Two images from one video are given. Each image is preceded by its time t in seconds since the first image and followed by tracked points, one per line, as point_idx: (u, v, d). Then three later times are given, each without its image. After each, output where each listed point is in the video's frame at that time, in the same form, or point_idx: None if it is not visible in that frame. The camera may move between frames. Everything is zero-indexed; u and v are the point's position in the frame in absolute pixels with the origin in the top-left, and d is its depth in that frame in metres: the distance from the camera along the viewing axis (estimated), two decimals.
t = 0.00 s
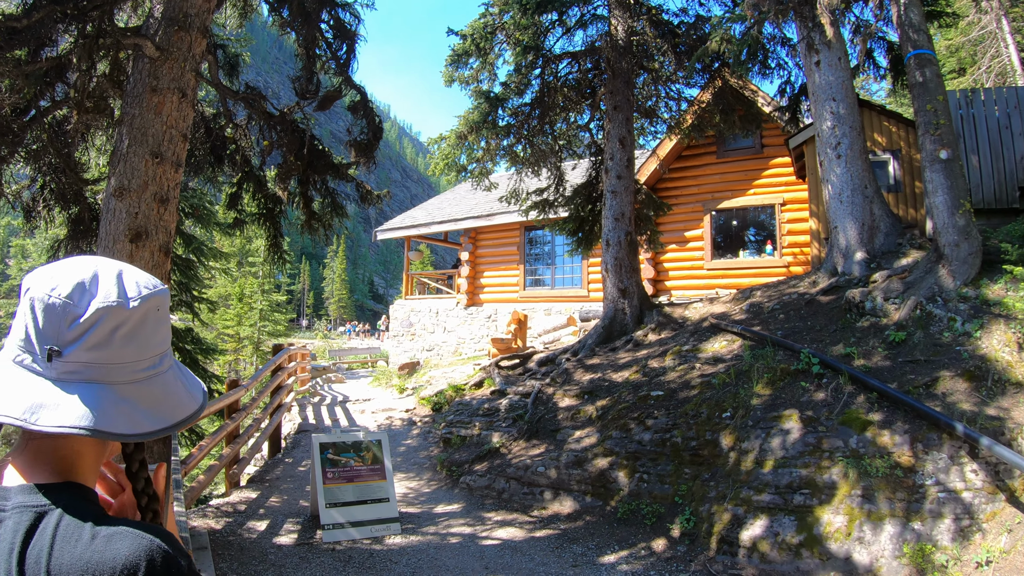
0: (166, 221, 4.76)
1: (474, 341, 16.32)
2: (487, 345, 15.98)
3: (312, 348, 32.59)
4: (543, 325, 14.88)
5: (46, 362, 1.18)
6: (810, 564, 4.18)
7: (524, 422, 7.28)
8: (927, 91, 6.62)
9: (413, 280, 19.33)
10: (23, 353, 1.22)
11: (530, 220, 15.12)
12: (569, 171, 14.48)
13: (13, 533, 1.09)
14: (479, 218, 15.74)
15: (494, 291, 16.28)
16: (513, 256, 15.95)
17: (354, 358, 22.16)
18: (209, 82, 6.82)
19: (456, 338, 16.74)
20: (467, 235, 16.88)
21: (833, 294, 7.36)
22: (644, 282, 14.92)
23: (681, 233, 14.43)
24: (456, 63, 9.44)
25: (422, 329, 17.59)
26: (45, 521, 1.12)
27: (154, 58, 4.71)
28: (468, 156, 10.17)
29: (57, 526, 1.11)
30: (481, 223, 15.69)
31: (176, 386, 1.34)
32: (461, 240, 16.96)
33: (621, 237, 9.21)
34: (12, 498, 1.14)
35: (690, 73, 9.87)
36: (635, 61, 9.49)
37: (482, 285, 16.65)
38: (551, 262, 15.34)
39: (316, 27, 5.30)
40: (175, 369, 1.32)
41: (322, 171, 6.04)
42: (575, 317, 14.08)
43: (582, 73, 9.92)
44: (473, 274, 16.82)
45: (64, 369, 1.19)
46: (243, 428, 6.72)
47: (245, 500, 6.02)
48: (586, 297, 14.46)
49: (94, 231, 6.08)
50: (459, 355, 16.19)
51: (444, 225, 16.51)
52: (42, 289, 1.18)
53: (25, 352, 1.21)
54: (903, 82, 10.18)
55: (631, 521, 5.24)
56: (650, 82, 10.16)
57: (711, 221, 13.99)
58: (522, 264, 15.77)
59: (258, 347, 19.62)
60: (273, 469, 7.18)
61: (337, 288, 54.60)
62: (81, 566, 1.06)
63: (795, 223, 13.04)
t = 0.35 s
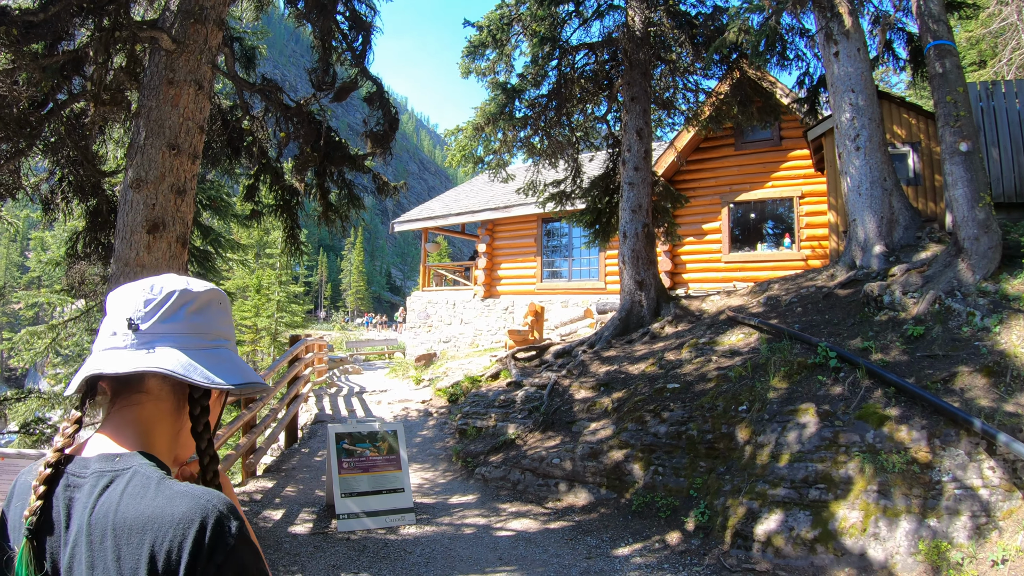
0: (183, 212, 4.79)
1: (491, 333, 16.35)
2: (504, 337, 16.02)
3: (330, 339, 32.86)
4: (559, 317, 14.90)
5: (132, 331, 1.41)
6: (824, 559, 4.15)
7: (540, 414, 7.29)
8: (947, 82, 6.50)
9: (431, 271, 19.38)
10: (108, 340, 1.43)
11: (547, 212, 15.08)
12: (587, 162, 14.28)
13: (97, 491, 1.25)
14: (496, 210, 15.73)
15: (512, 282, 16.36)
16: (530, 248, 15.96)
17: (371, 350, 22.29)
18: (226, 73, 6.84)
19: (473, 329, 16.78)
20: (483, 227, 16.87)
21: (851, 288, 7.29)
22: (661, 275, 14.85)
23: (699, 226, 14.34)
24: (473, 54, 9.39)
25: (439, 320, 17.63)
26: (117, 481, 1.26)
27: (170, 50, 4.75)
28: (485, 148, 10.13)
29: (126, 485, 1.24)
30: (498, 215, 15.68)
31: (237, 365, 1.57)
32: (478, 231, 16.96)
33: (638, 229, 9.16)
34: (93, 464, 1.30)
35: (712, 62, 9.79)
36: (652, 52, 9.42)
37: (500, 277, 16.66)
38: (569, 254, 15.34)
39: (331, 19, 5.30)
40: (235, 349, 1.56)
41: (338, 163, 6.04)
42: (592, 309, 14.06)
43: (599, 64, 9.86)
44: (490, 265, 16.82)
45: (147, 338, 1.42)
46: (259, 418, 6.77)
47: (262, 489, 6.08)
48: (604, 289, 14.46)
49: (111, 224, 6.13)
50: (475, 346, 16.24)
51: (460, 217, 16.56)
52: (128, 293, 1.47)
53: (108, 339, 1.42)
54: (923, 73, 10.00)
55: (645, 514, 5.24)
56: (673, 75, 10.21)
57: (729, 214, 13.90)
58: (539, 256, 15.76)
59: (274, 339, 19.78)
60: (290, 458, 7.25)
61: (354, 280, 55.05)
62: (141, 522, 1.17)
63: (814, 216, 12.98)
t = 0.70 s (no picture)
0: (201, 205, 4.80)
1: (507, 326, 16.36)
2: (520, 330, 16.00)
3: (348, 332, 33.09)
4: (576, 311, 14.88)
5: (211, 310, 1.59)
6: (840, 555, 4.13)
7: (556, 407, 7.30)
8: (966, 75, 6.42)
9: (447, 265, 19.42)
10: (187, 318, 1.61)
11: (563, 205, 15.08)
12: (604, 154, 14.22)
13: (206, 434, 1.45)
14: (513, 203, 15.71)
15: (529, 275, 16.37)
16: (547, 242, 15.95)
17: (388, 344, 22.42)
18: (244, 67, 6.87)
19: (489, 323, 16.78)
20: (501, 220, 16.89)
21: (868, 282, 7.23)
22: (678, 268, 14.81)
23: (716, 219, 14.26)
24: (489, 47, 9.39)
25: (455, 314, 17.64)
26: (224, 424, 1.46)
27: (187, 45, 4.76)
28: (501, 141, 10.12)
29: (235, 426, 1.45)
30: (515, 208, 15.67)
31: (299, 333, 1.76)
32: (495, 225, 16.99)
33: (655, 222, 9.11)
34: (196, 416, 1.49)
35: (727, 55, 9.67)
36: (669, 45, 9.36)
37: (516, 270, 16.68)
38: (585, 247, 15.32)
39: (347, 12, 5.31)
40: (296, 315, 1.75)
41: (355, 156, 6.09)
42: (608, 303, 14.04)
43: (616, 57, 9.81)
44: (508, 258, 16.89)
45: (224, 314, 1.60)
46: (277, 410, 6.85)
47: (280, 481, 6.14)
48: (620, 283, 14.43)
49: (129, 218, 6.17)
50: (492, 340, 16.28)
51: (477, 211, 16.58)
52: (199, 276, 1.64)
53: (188, 319, 1.60)
54: (942, 66, 9.85)
55: (661, 508, 5.23)
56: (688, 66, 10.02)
57: (747, 207, 13.82)
58: (556, 249, 15.74)
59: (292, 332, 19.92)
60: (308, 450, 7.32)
61: (370, 273, 55.38)
62: (257, 452, 1.40)
63: (831, 211, 12.85)
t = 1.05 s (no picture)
0: (215, 199, 4.79)
1: (518, 321, 16.34)
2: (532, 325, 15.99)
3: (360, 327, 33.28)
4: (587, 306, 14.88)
5: (278, 304, 1.66)
6: (852, 552, 4.11)
7: (568, 402, 7.30)
8: (981, 71, 6.35)
9: (458, 260, 19.44)
10: (255, 309, 1.68)
11: (575, 200, 15.06)
12: (615, 150, 14.13)
13: (280, 417, 1.56)
14: (524, 198, 15.70)
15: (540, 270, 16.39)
16: (558, 237, 15.96)
17: (398, 338, 22.53)
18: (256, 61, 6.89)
19: (500, 318, 16.76)
20: (512, 215, 16.89)
21: (881, 279, 7.18)
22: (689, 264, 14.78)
23: (728, 215, 14.20)
24: (501, 42, 9.37)
25: (466, 308, 17.67)
26: (294, 408, 1.56)
27: (200, 40, 4.75)
28: (514, 135, 10.09)
29: (304, 410, 1.56)
30: (526, 204, 15.66)
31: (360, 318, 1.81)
32: (507, 220, 17.00)
33: (667, 217, 9.07)
34: (269, 400, 1.60)
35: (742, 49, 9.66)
36: (681, 39, 9.30)
37: (528, 265, 16.70)
38: (596, 242, 15.35)
39: (360, 7, 5.32)
40: (359, 302, 1.80)
41: (369, 150, 6.15)
42: (620, 298, 14.01)
43: (628, 51, 9.77)
44: (519, 253, 16.88)
45: (290, 308, 1.66)
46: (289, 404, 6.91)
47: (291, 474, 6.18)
48: (632, 278, 14.43)
49: (142, 212, 6.15)
50: (503, 335, 16.29)
51: (488, 206, 16.57)
52: (265, 268, 1.70)
53: (257, 309, 1.67)
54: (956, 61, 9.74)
55: (673, 503, 5.23)
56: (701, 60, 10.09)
57: (758, 203, 13.76)
58: (567, 244, 15.75)
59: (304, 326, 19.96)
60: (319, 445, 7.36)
61: (382, 268, 55.58)
62: (325, 432, 1.51)
63: (844, 206, 12.85)
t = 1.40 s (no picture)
0: (229, 194, 4.70)
1: (528, 318, 16.34)
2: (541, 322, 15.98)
3: (370, 323, 33.45)
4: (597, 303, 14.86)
5: (425, 314, 1.72)
6: (865, 552, 4.09)
7: (580, 399, 7.31)
8: (996, 71, 6.29)
9: (468, 256, 19.46)
10: (398, 320, 1.73)
11: (586, 197, 15.03)
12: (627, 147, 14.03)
13: (428, 416, 1.66)
14: (535, 194, 15.71)
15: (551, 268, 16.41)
16: (569, 233, 15.96)
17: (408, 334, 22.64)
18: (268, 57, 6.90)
19: (510, 315, 16.71)
20: (523, 212, 16.89)
21: (895, 278, 7.13)
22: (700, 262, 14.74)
23: (738, 213, 14.15)
24: (514, 38, 9.38)
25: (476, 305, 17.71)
26: (442, 410, 1.66)
27: (215, 35, 4.62)
28: (526, 132, 10.09)
29: (452, 413, 1.67)
30: (537, 200, 15.66)
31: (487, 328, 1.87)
32: (517, 217, 17.00)
33: (679, 215, 9.04)
34: (416, 402, 1.67)
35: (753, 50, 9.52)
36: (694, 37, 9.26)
37: (538, 262, 16.72)
38: (606, 240, 15.35)
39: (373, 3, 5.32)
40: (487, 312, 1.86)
41: (381, 147, 6.15)
42: (630, 295, 13.98)
43: (640, 48, 9.76)
44: (529, 250, 16.91)
45: (432, 317, 1.72)
46: (301, 398, 6.95)
47: (301, 469, 6.22)
48: (642, 275, 14.42)
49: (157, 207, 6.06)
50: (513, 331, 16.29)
51: (499, 202, 16.58)
52: (404, 284, 1.77)
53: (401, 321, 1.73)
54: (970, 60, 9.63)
55: (685, 501, 5.22)
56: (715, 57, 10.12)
57: (770, 201, 13.70)
58: (578, 241, 15.76)
59: (314, 322, 20.09)
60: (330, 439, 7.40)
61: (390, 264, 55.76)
62: (474, 431, 1.65)
63: (856, 205, 12.77)
